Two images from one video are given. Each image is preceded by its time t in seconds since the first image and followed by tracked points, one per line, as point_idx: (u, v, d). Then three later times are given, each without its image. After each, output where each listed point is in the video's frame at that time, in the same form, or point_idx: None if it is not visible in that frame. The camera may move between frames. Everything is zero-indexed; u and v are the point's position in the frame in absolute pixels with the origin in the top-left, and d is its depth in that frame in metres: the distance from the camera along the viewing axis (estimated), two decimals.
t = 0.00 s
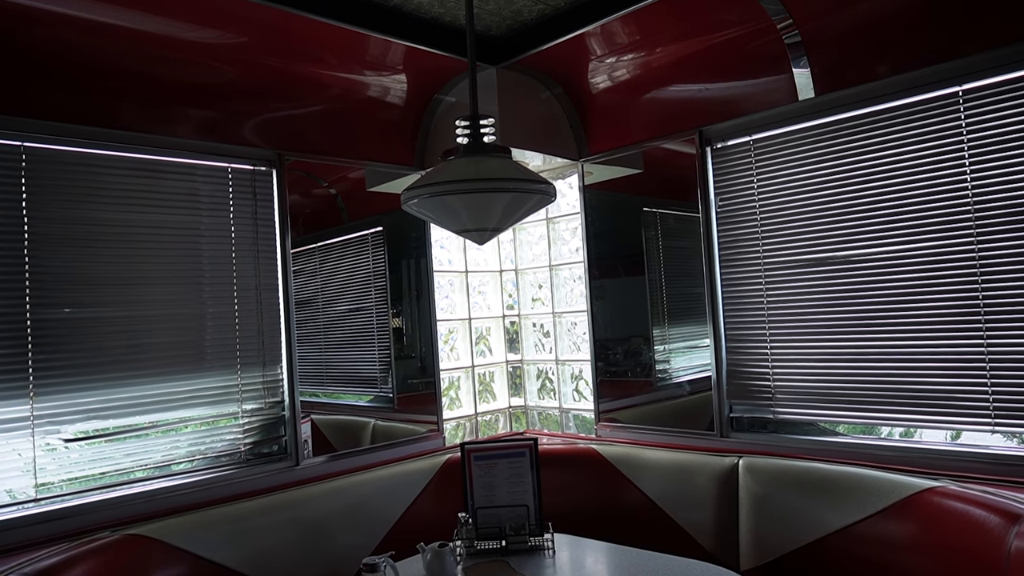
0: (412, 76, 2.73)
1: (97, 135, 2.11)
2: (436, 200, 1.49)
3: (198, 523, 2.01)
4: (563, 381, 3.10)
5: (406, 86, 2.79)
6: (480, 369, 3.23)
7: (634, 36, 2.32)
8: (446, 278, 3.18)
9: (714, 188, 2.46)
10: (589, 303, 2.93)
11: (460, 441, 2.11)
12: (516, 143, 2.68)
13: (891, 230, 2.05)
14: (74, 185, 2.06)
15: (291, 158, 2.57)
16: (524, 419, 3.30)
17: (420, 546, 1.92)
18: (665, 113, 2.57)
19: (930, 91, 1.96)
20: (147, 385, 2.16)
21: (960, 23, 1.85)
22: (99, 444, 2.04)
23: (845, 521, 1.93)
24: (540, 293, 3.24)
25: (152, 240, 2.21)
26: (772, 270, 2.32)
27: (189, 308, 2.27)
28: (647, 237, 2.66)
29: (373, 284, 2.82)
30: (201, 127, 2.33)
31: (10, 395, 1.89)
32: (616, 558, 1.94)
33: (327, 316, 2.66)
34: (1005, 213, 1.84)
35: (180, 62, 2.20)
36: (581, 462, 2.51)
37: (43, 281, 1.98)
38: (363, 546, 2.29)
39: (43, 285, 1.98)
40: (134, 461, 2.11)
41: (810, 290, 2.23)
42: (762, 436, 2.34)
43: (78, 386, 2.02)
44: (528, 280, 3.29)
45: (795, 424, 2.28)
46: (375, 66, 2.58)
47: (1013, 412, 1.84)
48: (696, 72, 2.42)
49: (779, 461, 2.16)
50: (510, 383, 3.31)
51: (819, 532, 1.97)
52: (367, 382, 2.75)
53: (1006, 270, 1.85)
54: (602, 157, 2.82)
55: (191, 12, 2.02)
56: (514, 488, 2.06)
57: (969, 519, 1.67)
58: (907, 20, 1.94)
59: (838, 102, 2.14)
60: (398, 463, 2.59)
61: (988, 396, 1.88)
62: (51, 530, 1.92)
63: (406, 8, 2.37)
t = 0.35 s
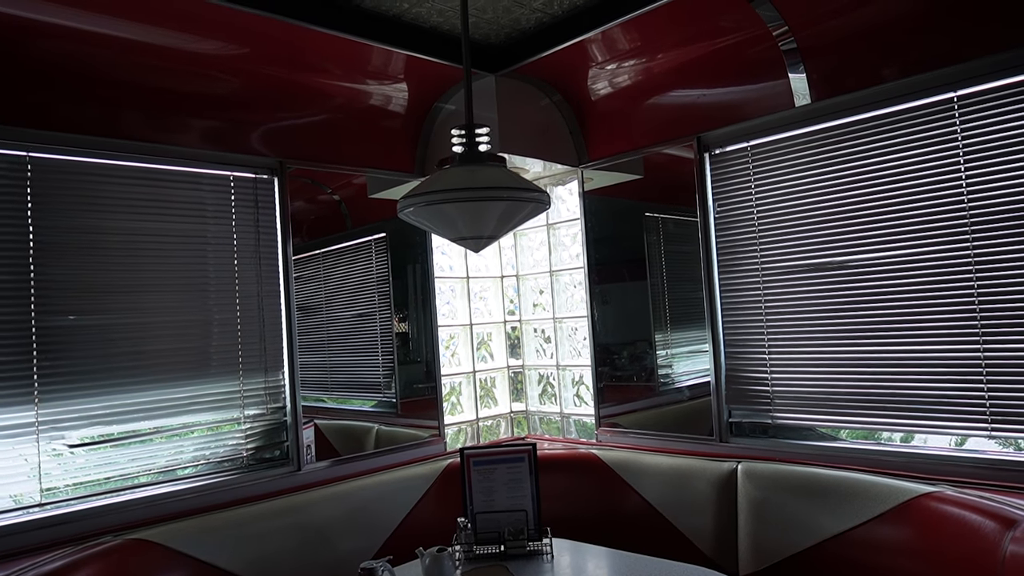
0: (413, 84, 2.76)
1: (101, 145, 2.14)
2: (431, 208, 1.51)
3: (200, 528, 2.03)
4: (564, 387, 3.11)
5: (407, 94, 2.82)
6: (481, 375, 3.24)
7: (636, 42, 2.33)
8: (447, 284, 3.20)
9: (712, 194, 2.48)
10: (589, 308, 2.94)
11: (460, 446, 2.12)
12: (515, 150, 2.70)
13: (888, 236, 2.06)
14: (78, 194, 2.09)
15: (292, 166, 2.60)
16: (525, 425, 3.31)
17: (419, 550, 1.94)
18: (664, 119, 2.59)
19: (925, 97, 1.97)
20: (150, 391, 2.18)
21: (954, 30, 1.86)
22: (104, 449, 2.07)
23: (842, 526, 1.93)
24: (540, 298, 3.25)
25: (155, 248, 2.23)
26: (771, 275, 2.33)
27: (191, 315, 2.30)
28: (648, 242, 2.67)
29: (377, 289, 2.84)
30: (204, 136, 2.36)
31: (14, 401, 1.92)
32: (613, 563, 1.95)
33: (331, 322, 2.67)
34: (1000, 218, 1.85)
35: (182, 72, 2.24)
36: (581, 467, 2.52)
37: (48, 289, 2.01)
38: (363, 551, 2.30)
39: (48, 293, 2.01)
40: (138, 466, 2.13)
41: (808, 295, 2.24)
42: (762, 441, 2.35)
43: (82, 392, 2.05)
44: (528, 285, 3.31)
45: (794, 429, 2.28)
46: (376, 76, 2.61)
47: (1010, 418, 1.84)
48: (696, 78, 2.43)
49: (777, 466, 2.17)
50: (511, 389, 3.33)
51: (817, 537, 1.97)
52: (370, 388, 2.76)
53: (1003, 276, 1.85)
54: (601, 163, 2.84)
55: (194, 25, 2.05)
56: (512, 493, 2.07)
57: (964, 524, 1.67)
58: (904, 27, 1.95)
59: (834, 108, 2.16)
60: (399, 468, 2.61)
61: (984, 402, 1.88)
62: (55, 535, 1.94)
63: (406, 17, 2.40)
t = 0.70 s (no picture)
0: (432, 99, 2.83)
1: (130, 159, 2.22)
2: (438, 222, 1.55)
3: (219, 529, 2.10)
4: (579, 395, 3.14)
5: (427, 108, 2.88)
6: (497, 383, 3.28)
7: (655, 53, 2.36)
8: (463, 293, 3.25)
9: (726, 204, 2.50)
10: (604, 318, 2.97)
11: (472, 453, 2.16)
12: (530, 161, 2.73)
13: (901, 248, 2.05)
14: (107, 205, 2.17)
15: (313, 178, 2.65)
16: (540, 433, 3.33)
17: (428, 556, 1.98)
18: (680, 131, 2.61)
19: (936, 111, 1.97)
20: (173, 396, 2.26)
21: (965, 43, 1.87)
22: (130, 451, 2.15)
23: (851, 540, 1.93)
24: (556, 307, 3.28)
25: (179, 258, 2.31)
26: (783, 286, 2.33)
27: (213, 322, 2.37)
28: (667, 251, 2.67)
29: (398, 297, 2.89)
30: (228, 149, 2.43)
31: (44, 404, 2.00)
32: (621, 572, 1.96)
33: (351, 329, 2.72)
34: (1012, 232, 1.84)
35: (208, 88, 2.32)
36: (594, 476, 2.54)
37: (77, 297, 2.09)
38: (377, 555, 2.35)
39: (77, 301, 2.09)
40: (161, 468, 2.21)
41: (821, 307, 2.24)
42: (775, 452, 2.35)
43: (108, 396, 2.12)
44: (544, 294, 3.34)
45: (806, 441, 2.28)
46: (397, 91, 2.68)
47: (1022, 433, 1.83)
48: (714, 88, 2.44)
49: (788, 477, 2.17)
50: (527, 397, 3.36)
51: (827, 550, 1.97)
52: (390, 394, 2.82)
53: (1014, 291, 1.84)
54: (617, 174, 2.87)
55: (219, 44, 2.14)
56: (522, 500, 2.10)
57: (972, 538, 1.67)
58: (916, 39, 1.95)
59: (846, 121, 2.16)
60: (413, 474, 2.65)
61: (997, 417, 1.87)
62: (82, 534, 2.02)
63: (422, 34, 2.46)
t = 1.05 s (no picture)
0: (442, 101, 2.86)
1: (146, 160, 2.29)
2: (436, 224, 1.59)
3: (228, 521, 2.16)
4: (584, 394, 3.17)
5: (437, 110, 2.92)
6: (503, 381, 3.31)
7: (665, 53, 2.36)
8: (470, 292, 3.29)
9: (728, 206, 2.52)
10: (609, 318, 3.00)
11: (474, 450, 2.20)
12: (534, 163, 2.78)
13: (902, 248, 2.06)
14: (123, 205, 2.23)
15: (322, 179, 2.70)
16: (546, 431, 3.36)
17: (430, 549, 2.02)
18: (688, 132, 2.63)
19: (937, 113, 1.99)
20: (185, 390, 2.32)
21: (961, 47, 1.89)
22: (145, 443, 2.22)
23: (848, 540, 1.94)
24: (562, 307, 3.31)
25: (192, 256, 2.37)
26: (785, 287, 2.36)
27: (224, 319, 2.43)
28: (675, 251, 2.68)
29: (408, 295, 2.93)
30: (241, 151, 2.49)
31: (60, 397, 2.07)
32: (621, 569, 1.98)
33: (360, 327, 2.78)
34: (1012, 233, 1.85)
35: (222, 93, 2.37)
36: (597, 474, 2.57)
37: (94, 294, 2.16)
38: (382, 547, 2.40)
39: (94, 297, 2.16)
40: (174, 460, 2.27)
41: (824, 308, 2.25)
42: (776, 453, 2.37)
43: (123, 390, 2.19)
44: (550, 294, 3.36)
45: (807, 442, 2.30)
46: (408, 94, 2.72)
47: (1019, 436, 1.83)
48: (725, 87, 2.45)
49: (789, 478, 2.18)
50: (533, 395, 3.39)
51: (824, 550, 1.98)
52: (400, 391, 2.87)
53: (1013, 294, 1.85)
54: (623, 175, 2.91)
55: (232, 50, 2.19)
56: (523, 496, 2.14)
57: (965, 539, 1.68)
58: (921, 41, 1.96)
59: (847, 123, 2.18)
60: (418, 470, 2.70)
61: (996, 419, 1.87)
62: (98, 523, 2.08)
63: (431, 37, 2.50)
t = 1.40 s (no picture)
0: (449, 111, 2.91)
1: (160, 172, 2.35)
2: (439, 232, 1.63)
3: (239, 524, 2.20)
4: (590, 398, 3.20)
5: (444, 120, 2.97)
6: (510, 386, 3.35)
7: (670, 59, 2.39)
8: (477, 297, 3.33)
9: (730, 210, 2.56)
10: (614, 323, 3.03)
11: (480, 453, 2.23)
12: (537, 169, 2.84)
13: (902, 251, 2.09)
14: (137, 216, 2.29)
15: (331, 188, 2.75)
16: (553, 434, 3.40)
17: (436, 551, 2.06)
18: (691, 138, 2.67)
19: (932, 117, 2.02)
20: (198, 396, 2.38)
21: (956, 52, 1.92)
22: (160, 448, 2.27)
23: (850, 541, 1.96)
24: (568, 312, 3.34)
25: (204, 265, 2.43)
26: (787, 290, 2.39)
27: (235, 326, 2.48)
28: (682, 255, 2.71)
29: (418, 301, 2.98)
30: (252, 162, 2.54)
31: (77, 403, 2.13)
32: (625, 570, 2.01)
33: (371, 333, 2.82)
34: (1008, 235, 1.88)
35: (232, 106, 2.43)
36: (603, 477, 2.60)
37: (110, 303, 2.22)
38: (392, 549, 2.44)
39: (109, 306, 2.22)
40: (188, 464, 2.33)
41: (826, 312, 2.28)
42: (779, 455, 2.39)
43: (139, 396, 2.25)
44: (556, 299, 3.40)
45: (810, 445, 2.32)
46: (415, 105, 2.77)
47: (1019, 437, 1.85)
48: (729, 92, 2.47)
49: (793, 480, 2.20)
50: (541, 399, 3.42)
51: (826, 552, 2.00)
52: (410, 396, 2.91)
53: (1011, 297, 1.87)
54: (627, 181, 2.95)
55: (243, 65, 2.26)
56: (528, 499, 2.17)
57: (963, 540, 1.70)
58: (918, 46, 1.99)
59: (845, 128, 2.22)
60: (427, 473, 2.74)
61: (995, 420, 1.89)
62: (115, 525, 2.14)
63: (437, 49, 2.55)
